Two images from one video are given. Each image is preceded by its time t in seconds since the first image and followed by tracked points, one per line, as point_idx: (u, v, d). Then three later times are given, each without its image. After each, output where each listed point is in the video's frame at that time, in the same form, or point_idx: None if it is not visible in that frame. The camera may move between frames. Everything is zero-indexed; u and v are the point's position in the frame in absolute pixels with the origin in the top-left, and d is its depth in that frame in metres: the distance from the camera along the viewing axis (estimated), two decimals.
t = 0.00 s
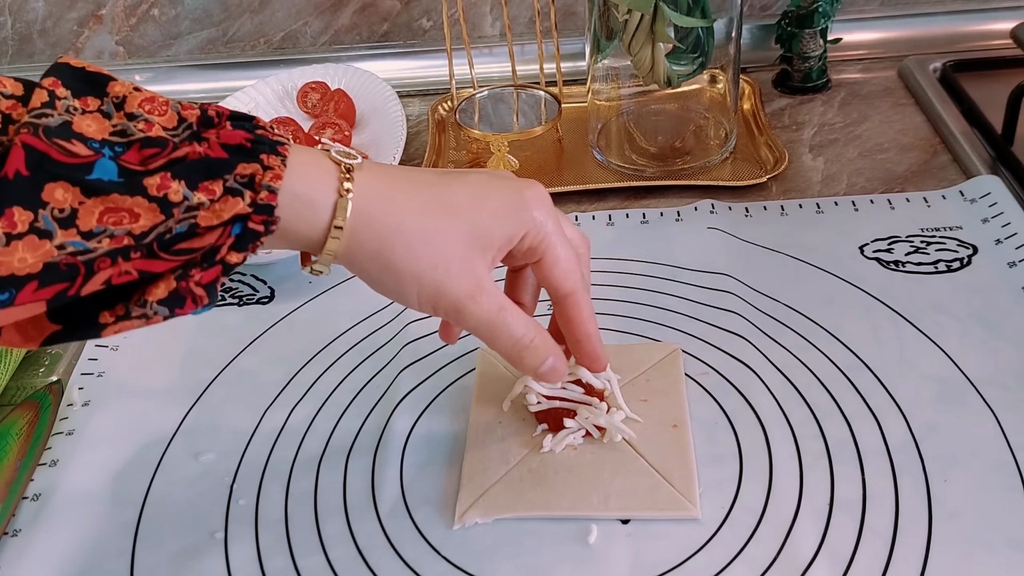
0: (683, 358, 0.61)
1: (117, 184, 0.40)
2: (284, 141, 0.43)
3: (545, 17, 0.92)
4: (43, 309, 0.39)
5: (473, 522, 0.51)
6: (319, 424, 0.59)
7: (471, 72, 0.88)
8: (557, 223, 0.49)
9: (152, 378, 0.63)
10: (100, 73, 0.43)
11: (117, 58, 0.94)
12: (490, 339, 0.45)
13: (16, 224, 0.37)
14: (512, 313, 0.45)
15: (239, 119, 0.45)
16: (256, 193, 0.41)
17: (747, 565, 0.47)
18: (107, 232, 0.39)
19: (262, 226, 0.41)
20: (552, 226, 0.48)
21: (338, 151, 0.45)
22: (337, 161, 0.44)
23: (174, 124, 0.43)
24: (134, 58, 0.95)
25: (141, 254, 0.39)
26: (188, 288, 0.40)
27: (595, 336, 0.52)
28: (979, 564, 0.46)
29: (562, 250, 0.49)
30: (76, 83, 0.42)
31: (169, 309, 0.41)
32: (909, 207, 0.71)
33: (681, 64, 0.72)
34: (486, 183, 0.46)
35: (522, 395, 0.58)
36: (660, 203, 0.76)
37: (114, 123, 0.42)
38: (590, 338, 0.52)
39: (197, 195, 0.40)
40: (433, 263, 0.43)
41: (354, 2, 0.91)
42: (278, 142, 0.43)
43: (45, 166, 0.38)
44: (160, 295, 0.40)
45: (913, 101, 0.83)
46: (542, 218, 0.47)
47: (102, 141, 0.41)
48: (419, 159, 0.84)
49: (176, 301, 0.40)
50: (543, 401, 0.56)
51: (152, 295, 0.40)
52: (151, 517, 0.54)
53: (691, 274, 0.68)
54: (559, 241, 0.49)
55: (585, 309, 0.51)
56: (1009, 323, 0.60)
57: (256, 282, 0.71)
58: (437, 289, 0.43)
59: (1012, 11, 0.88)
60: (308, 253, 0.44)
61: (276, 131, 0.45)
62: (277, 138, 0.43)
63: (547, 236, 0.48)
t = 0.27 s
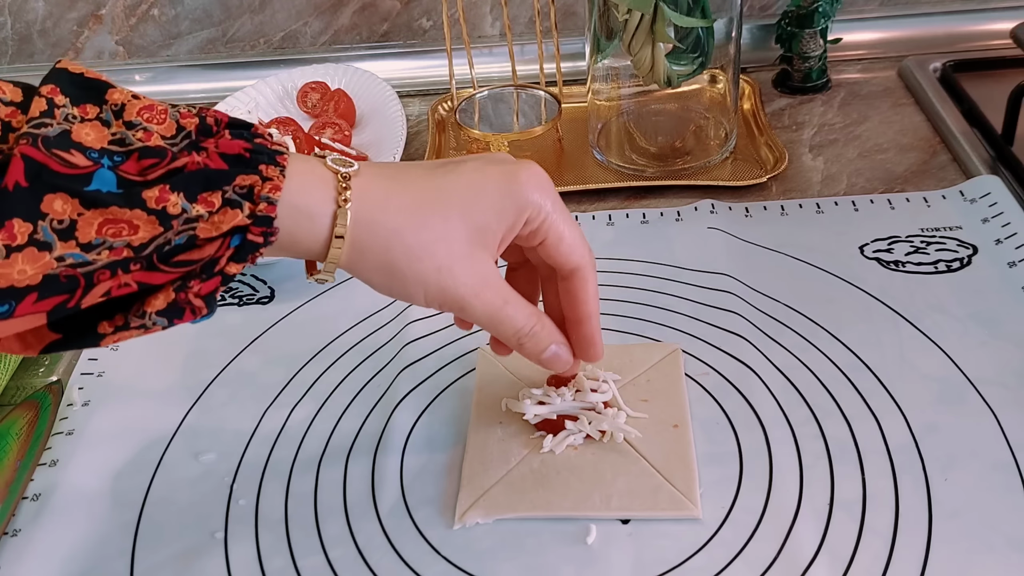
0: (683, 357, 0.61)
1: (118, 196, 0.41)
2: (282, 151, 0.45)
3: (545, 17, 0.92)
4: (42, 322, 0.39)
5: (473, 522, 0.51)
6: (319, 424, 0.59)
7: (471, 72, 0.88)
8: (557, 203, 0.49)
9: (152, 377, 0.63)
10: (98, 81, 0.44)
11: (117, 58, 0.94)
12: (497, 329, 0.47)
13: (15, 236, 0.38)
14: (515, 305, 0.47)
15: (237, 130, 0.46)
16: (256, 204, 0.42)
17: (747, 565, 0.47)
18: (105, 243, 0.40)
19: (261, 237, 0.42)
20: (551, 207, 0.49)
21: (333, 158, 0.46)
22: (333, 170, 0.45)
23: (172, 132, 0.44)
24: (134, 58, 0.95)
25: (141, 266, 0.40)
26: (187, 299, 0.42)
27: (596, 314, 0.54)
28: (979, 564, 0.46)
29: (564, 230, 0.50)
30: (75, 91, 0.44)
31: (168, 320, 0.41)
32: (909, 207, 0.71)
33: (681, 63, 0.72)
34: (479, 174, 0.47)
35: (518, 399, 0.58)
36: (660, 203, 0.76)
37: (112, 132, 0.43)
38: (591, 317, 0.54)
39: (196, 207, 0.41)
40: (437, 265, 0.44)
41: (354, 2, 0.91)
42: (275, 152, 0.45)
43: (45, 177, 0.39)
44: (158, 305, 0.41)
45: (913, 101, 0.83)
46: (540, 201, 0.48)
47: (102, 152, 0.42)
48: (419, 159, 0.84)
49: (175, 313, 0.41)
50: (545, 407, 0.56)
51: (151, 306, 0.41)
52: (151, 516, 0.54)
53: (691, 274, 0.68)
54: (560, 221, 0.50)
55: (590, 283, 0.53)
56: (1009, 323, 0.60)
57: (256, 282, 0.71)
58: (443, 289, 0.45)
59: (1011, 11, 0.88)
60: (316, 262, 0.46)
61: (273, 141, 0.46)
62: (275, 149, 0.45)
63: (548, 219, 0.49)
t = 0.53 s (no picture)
0: (683, 357, 0.61)
1: (70, 235, 0.40)
2: (242, 186, 0.43)
3: (545, 17, 0.92)
4: None
5: (473, 522, 0.51)
6: (320, 424, 0.59)
7: (471, 72, 0.88)
8: (522, 234, 0.50)
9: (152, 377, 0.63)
10: (55, 112, 0.43)
11: (117, 58, 0.94)
12: (452, 366, 0.48)
13: None
14: (472, 342, 0.48)
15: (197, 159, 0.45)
16: (212, 246, 0.41)
17: (747, 565, 0.47)
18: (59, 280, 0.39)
19: (217, 279, 0.42)
20: (516, 239, 0.49)
21: (295, 192, 0.44)
22: (293, 208, 0.43)
23: (128, 167, 0.43)
24: (134, 58, 0.95)
25: (94, 302, 0.40)
26: (142, 337, 0.41)
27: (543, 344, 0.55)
28: (979, 564, 0.46)
29: (528, 258, 0.51)
30: (30, 120, 0.43)
31: (123, 355, 0.41)
32: (909, 207, 0.71)
33: (681, 64, 0.72)
34: (445, 205, 0.46)
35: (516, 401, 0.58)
36: (660, 203, 0.76)
37: (69, 166, 0.42)
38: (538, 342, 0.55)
39: (150, 249, 0.41)
40: (398, 306, 0.44)
41: (354, 2, 0.91)
42: (234, 189, 0.43)
43: None
44: (113, 343, 0.41)
45: (913, 101, 0.83)
46: (505, 235, 0.48)
47: (56, 188, 0.41)
48: (419, 159, 0.84)
49: (129, 348, 0.40)
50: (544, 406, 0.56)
51: (105, 343, 0.41)
52: (151, 517, 0.54)
53: (691, 274, 0.68)
54: (523, 250, 0.50)
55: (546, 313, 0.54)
56: (1009, 322, 0.60)
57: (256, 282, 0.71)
58: (403, 326, 0.45)
59: (1010, 12, 0.88)
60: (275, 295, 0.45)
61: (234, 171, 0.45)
62: (233, 186, 0.43)
63: (512, 250, 0.49)
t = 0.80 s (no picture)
0: (683, 357, 0.61)
1: (61, 250, 0.41)
2: (226, 205, 0.45)
3: (545, 17, 0.92)
4: None
5: (472, 522, 0.51)
6: (319, 424, 0.59)
7: (471, 72, 0.88)
8: (502, 225, 0.50)
9: (152, 377, 0.63)
10: (45, 136, 0.45)
11: (117, 58, 0.94)
12: (452, 360, 0.48)
13: None
14: (469, 332, 0.48)
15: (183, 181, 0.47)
16: (199, 258, 0.43)
17: (748, 565, 0.47)
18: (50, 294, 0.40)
19: (206, 290, 0.43)
20: (495, 229, 0.49)
21: (274, 208, 0.47)
22: (272, 221, 0.46)
23: (116, 186, 0.45)
24: (134, 58, 0.95)
25: (85, 319, 0.41)
26: (133, 352, 0.42)
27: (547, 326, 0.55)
28: (979, 564, 0.46)
29: (511, 249, 0.51)
30: (21, 145, 0.44)
31: (114, 371, 0.42)
32: (909, 207, 0.71)
33: (681, 63, 0.72)
34: (419, 206, 0.48)
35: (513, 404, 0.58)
36: (660, 203, 0.76)
37: (57, 186, 0.43)
38: (542, 329, 0.55)
39: (139, 261, 0.41)
40: (383, 301, 0.45)
41: (354, 1, 0.91)
42: (219, 207, 0.45)
43: None
44: (104, 359, 0.42)
45: (913, 101, 0.83)
46: (483, 226, 0.49)
47: (46, 205, 0.42)
48: (419, 159, 0.84)
49: (121, 365, 0.42)
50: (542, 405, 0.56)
51: (96, 360, 0.42)
52: (151, 516, 0.54)
53: (691, 274, 0.68)
54: (506, 240, 0.50)
55: (543, 296, 0.54)
56: (1009, 322, 0.60)
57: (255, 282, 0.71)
58: (392, 323, 0.46)
59: (1010, 11, 0.88)
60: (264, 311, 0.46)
61: (218, 193, 0.47)
62: (218, 205, 0.45)
63: (494, 243, 0.50)
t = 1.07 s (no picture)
0: (683, 357, 0.61)
1: None
2: (76, 299, 0.45)
3: (545, 17, 0.92)
4: None
5: (473, 522, 0.51)
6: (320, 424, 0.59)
7: (471, 72, 0.88)
8: (381, 306, 0.48)
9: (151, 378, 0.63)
10: None
11: (117, 58, 0.94)
12: (326, 460, 0.46)
13: None
14: (342, 430, 0.45)
15: (42, 264, 0.45)
16: (37, 359, 0.43)
17: (748, 566, 0.47)
18: None
19: (41, 394, 0.44)
20: (373, 312, 0.47)
21: (131, 302, 0.46)
22: (125, 318, 0.45)
23: None
24: (134, 58, 0.95)
25: None
26: None
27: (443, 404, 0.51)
28: (979, 564, 0.46)
29: (390, 329, 0.49)
30: None
31: None
32: (909, 207, 0.71)
33: (681, 64, 0.72)
34: (280, 295, 0.46)
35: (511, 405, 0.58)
36: (660, 203, 0.76)
37: None
38: (438, 407, 0.51)
39: None
40: (244, 402, 0.43)
41: (354, 2, 0.91)
42: (68, 301, 0.44)
43: None
44: None
45: (913, 101, 0.83)
46: (359, 309, 0.47)
47: None
48: (419, 159, 0.84)
49: None
50: (541, 405, 0.56)
51: None
52: (151, 517, 0.54)
53: (691, 274, 0.68)
54: (384, 321, 0.48)
55: (434, 369, 0.51)
56: (1009, 323, 0.60)
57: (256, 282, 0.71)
58: (252, 424, 0.44)
59: (1010, 12, 0.88)
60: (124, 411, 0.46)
61: (74, 281, 0.45)
62: (67, 298, 0.44)
63: (370, 326, 0.48)
